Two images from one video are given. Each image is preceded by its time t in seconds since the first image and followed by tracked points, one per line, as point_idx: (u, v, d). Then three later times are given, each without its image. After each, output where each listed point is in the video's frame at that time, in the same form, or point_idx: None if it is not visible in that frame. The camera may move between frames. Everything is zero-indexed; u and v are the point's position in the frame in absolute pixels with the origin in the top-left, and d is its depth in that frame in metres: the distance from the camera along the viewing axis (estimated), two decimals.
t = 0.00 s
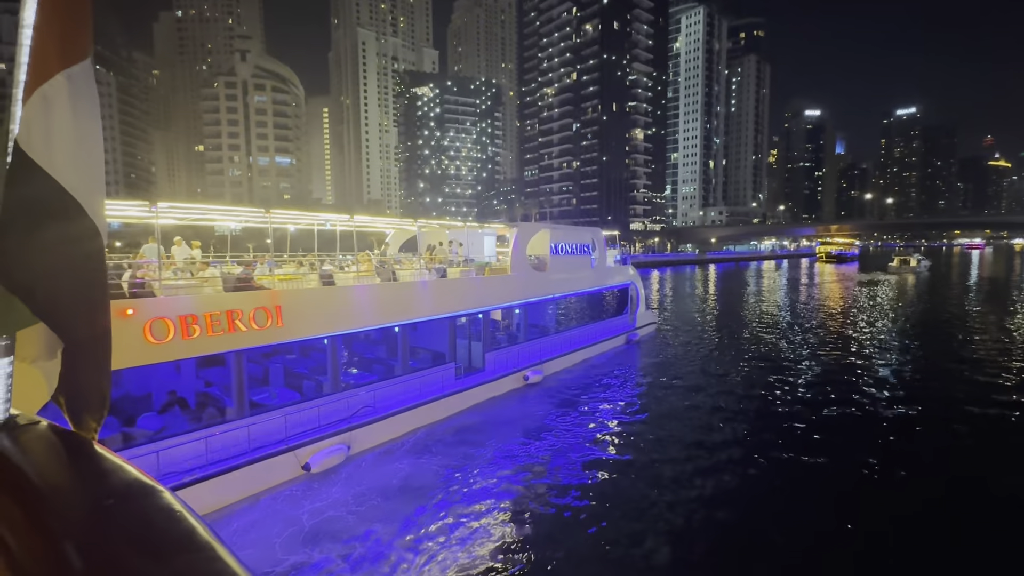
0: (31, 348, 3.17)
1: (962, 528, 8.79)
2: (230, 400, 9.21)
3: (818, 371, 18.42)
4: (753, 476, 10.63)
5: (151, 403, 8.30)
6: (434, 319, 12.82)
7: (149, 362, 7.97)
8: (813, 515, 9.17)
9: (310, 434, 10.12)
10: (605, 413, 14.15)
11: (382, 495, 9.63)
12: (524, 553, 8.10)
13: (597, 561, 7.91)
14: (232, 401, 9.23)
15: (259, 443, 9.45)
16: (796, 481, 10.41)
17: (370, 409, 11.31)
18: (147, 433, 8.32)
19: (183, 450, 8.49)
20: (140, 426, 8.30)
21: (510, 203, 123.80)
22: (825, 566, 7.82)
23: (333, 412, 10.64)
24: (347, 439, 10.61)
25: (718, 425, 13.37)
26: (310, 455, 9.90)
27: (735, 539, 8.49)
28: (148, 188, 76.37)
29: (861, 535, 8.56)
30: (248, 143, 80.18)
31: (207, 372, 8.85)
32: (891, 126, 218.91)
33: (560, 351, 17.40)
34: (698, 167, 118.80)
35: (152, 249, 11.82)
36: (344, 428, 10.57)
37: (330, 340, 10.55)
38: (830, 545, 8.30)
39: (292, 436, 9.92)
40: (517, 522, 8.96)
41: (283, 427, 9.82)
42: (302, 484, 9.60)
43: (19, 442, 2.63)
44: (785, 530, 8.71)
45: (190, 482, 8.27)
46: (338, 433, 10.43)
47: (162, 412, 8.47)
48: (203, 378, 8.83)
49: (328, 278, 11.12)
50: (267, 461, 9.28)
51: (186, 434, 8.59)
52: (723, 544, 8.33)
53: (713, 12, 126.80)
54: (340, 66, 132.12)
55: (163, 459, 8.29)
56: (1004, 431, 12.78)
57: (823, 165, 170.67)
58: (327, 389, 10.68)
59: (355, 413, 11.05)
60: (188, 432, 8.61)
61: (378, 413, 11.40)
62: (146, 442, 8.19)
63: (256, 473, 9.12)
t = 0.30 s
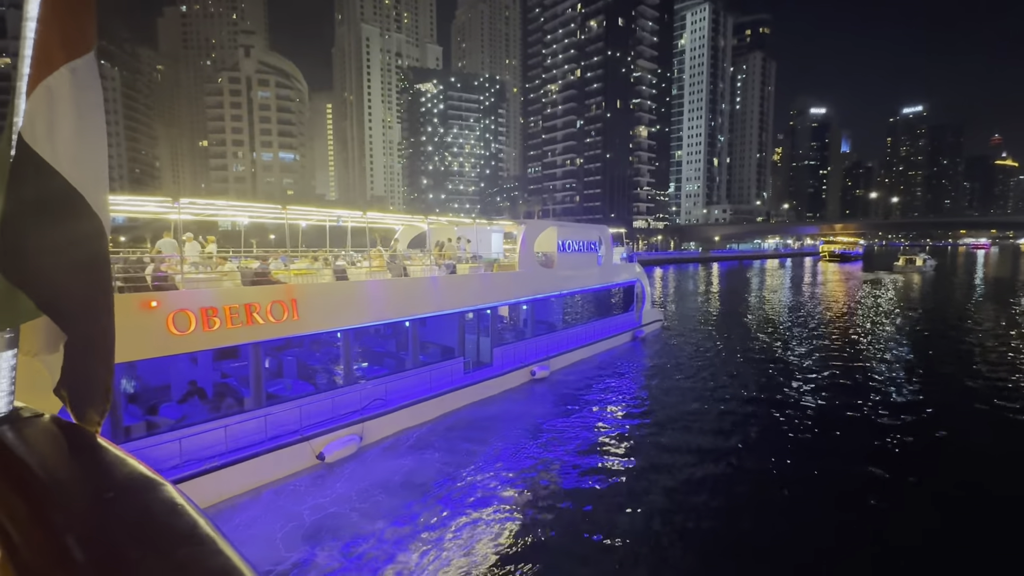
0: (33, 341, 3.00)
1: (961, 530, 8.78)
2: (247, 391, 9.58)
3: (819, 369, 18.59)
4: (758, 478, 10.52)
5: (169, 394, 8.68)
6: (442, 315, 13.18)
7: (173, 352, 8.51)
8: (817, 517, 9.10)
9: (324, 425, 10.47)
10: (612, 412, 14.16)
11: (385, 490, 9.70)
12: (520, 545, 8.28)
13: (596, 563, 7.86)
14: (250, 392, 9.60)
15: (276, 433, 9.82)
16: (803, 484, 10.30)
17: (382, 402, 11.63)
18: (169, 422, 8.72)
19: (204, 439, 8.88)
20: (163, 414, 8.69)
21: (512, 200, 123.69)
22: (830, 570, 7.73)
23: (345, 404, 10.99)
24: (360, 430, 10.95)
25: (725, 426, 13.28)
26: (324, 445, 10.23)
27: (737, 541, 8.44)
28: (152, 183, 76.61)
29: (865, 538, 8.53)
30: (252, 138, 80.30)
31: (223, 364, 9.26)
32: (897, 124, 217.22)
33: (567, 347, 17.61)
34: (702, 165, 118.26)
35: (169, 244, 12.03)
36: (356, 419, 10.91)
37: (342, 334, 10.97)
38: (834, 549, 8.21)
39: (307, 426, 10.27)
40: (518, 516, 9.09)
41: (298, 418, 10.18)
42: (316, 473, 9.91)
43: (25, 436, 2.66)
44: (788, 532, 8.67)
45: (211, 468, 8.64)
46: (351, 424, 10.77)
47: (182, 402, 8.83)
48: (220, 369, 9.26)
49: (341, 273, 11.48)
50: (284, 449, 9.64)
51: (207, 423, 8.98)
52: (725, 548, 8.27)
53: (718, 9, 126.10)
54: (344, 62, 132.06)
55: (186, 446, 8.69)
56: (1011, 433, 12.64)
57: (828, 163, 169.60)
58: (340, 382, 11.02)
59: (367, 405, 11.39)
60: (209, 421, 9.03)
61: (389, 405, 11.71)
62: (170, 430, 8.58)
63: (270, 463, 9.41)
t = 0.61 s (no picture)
0: (38, 336, 3.02)
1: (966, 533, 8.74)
2: (261, 383, 9.82)
3: (822, 368, 18.65)
4: (764, 481, 10.43)
5: (184, 385, 8.86)
6: (450, 310, 13.28)
7: (192, 344, 8.72)
8: (822, 520, 9.06)
9: (335, 417, 10.71)
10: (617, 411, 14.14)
11: (386, 488, 9.73)
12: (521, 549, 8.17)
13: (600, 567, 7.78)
14: (264, 384, 9.83)
15: (289, 424, 10.04)
16: (809, 486, 10.23)
17: (391, 395, 11.84)
18: (187, 413, 8.89)
19: (221, 429, 9.11)
20: (181, 405, 8.87)
21: (514, 198, 123.53)
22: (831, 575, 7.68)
23: (356, 397, 11.21)
24: (370, 423, 11.17)
25: (730, 427, 13.21)
26: (335, 436, 10.48)
27: (742, 544, 8.37)
28: (155, 178, 76.69)
29: (871, 541, 8.46)
30: (254, 135, 80.27)
31: (237, 357, 9.46)
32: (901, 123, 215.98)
33: (571, 344, 17.69)
34: (704, 163, 117.87)
35: (180, 240, 12.14)
36: (366, 413, 11.13)
37: (353, 329, 11.13)
38: (837, 551, 8.21)
39: (320, 419, 10.52)
40: (520, 513, 9.15)
41: (311, 410, 10.40)
42: (327, 464, 10.15)
43: (28, 431, 2.63)
44: (791, 534, 8.65)
45: (227, 458, 8.92)
46: (360, 417, 10.99)
47: (198, 394, 9.07)
48: (233, 362, 9.42)
49: (353, 269, 11.67)
50: (297, 440, 9.89)
51: (222, 415, 9.17)
52: (730, 552, 8.19)
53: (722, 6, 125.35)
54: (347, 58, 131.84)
55: (204, 436, 8.93)
56: (1018, 436, 12.53)
57: (831, 162, 168.84)
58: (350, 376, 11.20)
59: (377, 399, 11.59)
60: (226, 412, 9.25)
61: (398, 399, 11.90)
62: (187, 420, 8.80)
63: (280, 455, 9.62)
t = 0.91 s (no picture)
0: (43, 325, 3.06)
1: (969, 538, 8.55)
2: (274, 372, 10.06)
3: (822, 363, 18.80)
4: (766, 481, 10.30)
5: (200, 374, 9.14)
6: (457, 303, 13.43)
7: (209, 333, 8.97)
8: (822, 519, 9.01)
9: (345, 405, 10.94)
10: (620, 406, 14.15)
11: (387, 480, 9.80)
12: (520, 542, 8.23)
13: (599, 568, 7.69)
14: (277, 373, 10.08)
15: (301, 413, 10.28)
16: (813, 486, 10.13)
17: (399, 385, 12.04)
18: (204, 400, 9.26)
19: (237, 416, 9.44)
20: (198, 393, 9.28)
21: (515, 191, 123.30)
22: (825, 569, 7.79)
23: (366, 386, 11.41)
24: (379, 412, 11.40)
25: (730, 422, 13.32)
26: (346, 425, 10.73)
27: (741, 544, 8.33)
28: (156, 170, 76.64)
29: (869, 539, 8.50)
30: (255, 127, 80.05)
31: (248, 348, 9.69)
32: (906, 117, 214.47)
33: (576, 337, 17.82)
34: (707, 157, 117.47)
35: (190, 232, 12.21)
36: (375, 403, 11.35)
37: (362, 320, 11.30)
38: (831, 546, 8.31)
39: (330, 407, 10.74)
40: (520, 506, 9.27)
41: (323, 398, 10.65)
42: (336, 452, 10.40)
43: (32, 421, 2.72)
44: (787, 528, 8.74)
45: (243, 444, 9.23)
46: (369, 406, 11.21)
47: (214, 381, 9.36)
48: (245, 353, 9.72)
49: (362, 261, 11.86)
50: (310, 428, 10.17)
51: (237, 402, 9.48)
52: (729, 554, 8.11)
53: None
54: (348, 50, 131.16)
55: (221, 422, 9.21)
56: (1016, 433, 12.57)
57: (834, 157, 167.99)
58: (358, 366, 11.38)
59: (386, 388, 11.80)
60: (240, 400, 9.52)
61: (405, 389, 12.09)
62: (204, 407, 9.10)
63: (290, 443, 9.84)
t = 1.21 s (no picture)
0: (38, 321, 3.06)
1: (974, 541, 8.52)
2: (283, 367, 10.15)
3: (819, 362, 18.97)
4: (765, 481, 10.32)
5: (209, 369, 9.20)
6: (460, 300, 13.48)
7: (218, 329, 9.05)
8: (819, 518, 9.06)
9: (351, 400, 11.06)
10: (619, 404, 14.24)
11: (385, 479, 9.82)
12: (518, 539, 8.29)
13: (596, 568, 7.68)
14: (285, 367, 10.17)
15: (309, 407, 10.42)
16: (811, 486, 10.16)
17: (404, 380, 12.15)
18: (215, 393, 9.30)
19: (247, 410, 9.53)
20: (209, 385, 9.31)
21: (513, 189, 123.26)
22: (817, 565, 7.88)
23: (371, 381, 11.52)
24: (384, 407, 11.54)
25: (728, 420, 13.41)
26: (353, 419, 10.90)
27: (736, 542, 8.41)
28: (152, 166, 76.36)
29: (863, 537, 8.58)
30: (253, 123, 79.75)
31: (255, 343, 9.74)
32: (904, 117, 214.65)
33: (577, 334, 17.89)
34: (705, 156, 117.57)
35: (196, 228, 12.22)
36: (380, 398, 11.47)
37: (368, 317, 11.36)
38: (824, 542, 8.40)
39: (337, 401, 10.87)
40: (518, 504, 9.33)
41: (330, 392, 10.77)
42: (344, 445, 10.58)
43: (29, 419, 2.75)
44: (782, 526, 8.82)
45: (252, 437, 9.38)
46: (374, 401, 11.34)
47: (225, 375, 9.44)
48: (253, 348, 9.73)
49: (368, 258, 11.91)
50: (316, 422, 10.31)
51: (247, 396, 9.58)
52: (728, 554, 8.10)
53: None
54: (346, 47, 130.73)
55: (231, 415, 9.32)
56: (1009, 433, 12.67)
57: (831, 156, 168.28)
58: (363, 363, 11.47)
59: (391, 383, 11.92)
60: (250, 393, 9.63)
61: (411, 384, 12.23)
62: (215, 401, 9.19)
63: (295, 437, 9.96)
